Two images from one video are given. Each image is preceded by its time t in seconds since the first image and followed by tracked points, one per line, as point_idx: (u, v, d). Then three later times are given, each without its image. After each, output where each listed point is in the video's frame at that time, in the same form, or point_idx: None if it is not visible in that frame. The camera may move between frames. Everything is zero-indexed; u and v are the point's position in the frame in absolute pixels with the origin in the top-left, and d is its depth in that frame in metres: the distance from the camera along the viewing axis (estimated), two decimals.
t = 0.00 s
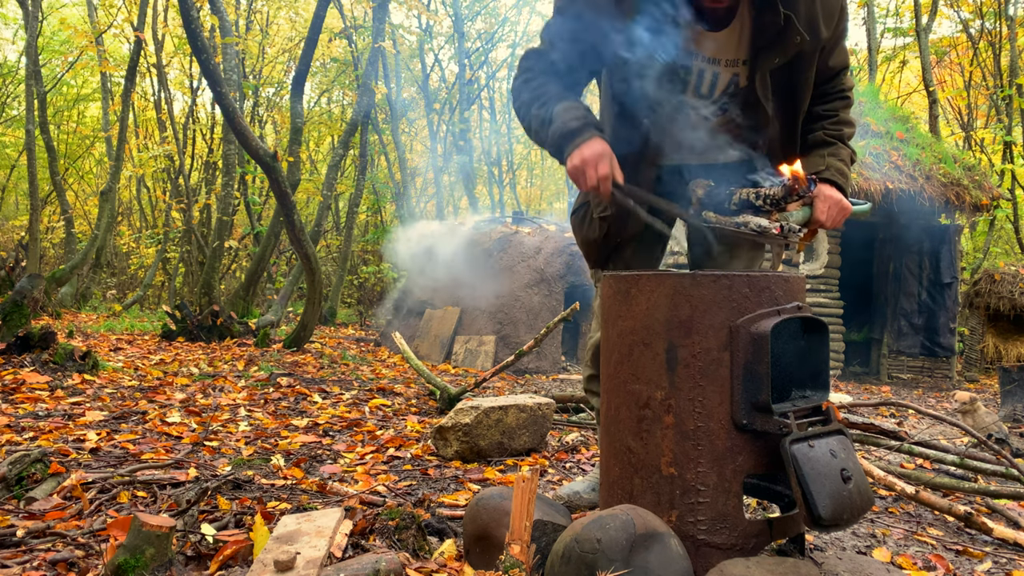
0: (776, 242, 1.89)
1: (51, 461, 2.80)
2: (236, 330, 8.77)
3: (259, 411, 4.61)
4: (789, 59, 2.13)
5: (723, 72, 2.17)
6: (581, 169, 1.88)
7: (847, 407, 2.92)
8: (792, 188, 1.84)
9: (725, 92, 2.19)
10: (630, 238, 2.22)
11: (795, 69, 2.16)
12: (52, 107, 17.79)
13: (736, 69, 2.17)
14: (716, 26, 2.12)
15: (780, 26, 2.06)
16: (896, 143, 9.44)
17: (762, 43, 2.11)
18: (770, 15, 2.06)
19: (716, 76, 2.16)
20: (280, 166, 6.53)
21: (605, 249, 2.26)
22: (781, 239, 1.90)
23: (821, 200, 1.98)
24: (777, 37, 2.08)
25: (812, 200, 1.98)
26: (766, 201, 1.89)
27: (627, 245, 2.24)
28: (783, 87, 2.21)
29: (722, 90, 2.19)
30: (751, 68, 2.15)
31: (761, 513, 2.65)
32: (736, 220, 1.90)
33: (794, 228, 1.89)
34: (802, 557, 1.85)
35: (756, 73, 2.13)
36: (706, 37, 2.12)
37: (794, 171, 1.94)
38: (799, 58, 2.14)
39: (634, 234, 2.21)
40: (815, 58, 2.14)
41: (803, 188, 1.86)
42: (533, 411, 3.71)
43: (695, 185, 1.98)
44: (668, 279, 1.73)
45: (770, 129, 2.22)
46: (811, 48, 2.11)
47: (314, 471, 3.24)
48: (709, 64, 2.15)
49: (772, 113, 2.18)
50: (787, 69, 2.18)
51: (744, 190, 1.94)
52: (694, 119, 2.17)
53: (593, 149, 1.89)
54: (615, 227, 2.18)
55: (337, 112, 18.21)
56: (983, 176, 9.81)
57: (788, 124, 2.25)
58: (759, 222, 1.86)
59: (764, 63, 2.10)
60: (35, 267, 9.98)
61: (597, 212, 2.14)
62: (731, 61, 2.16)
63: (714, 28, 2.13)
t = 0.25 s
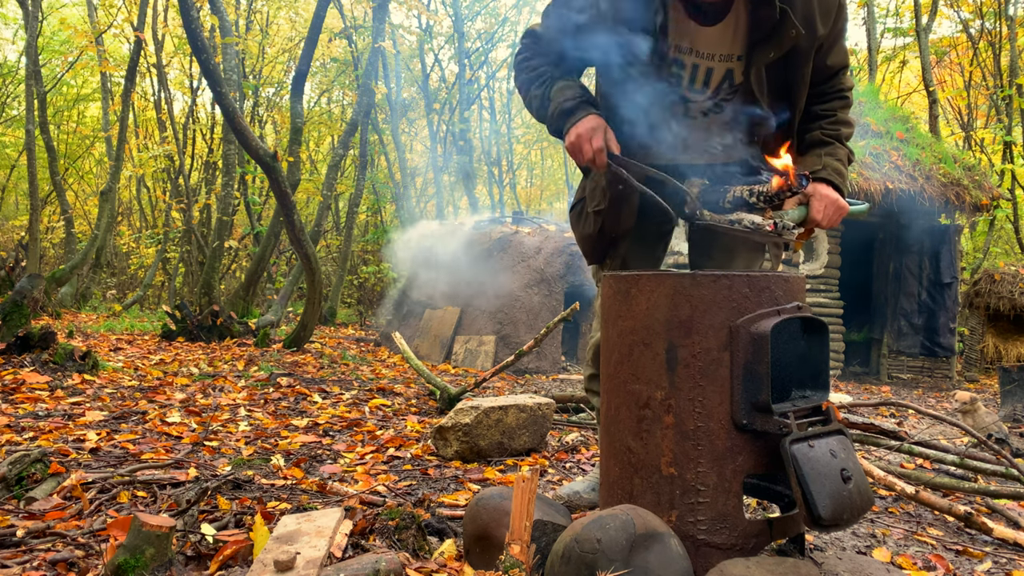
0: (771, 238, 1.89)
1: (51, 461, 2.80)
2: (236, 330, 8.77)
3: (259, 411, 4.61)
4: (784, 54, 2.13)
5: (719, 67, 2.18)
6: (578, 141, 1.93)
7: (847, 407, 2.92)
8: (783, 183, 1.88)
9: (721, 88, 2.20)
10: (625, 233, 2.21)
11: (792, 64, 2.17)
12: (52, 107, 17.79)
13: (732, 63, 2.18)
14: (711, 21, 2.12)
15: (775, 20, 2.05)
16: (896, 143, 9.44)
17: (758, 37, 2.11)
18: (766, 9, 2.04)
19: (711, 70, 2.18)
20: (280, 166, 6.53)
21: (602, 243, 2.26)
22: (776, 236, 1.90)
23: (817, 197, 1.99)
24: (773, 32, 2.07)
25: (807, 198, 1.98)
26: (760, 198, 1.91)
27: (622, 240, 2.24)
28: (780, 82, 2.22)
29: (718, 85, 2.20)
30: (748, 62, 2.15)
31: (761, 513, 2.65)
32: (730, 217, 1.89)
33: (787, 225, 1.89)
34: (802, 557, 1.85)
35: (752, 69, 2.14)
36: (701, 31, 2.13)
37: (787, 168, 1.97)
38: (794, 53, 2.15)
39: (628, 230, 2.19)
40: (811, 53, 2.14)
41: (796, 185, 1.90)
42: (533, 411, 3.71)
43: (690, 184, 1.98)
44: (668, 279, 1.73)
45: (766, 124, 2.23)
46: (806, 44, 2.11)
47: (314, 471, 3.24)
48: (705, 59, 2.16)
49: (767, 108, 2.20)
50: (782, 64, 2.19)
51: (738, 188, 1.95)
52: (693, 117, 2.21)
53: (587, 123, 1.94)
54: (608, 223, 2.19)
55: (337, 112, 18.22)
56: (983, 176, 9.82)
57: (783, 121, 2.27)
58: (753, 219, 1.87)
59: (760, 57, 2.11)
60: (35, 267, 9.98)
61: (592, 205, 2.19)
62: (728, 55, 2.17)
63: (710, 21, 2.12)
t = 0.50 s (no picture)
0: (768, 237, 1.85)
1: (51, 461, 2.80)
2: (236, 330, 8.77)
3: (259, 411, 4.61)
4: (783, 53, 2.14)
5: (717, 66, 2.18)
6: (581, 124, 1.93)
7: (847, 407, 2.92)
8: (778, 182, 1.82)
9: (719, 88, 2.20)
10: (623, 232, 2.19)
11: (791, 63, 2.17)
12: (52, 107, 17.79)
13: (730, 63, 2.18)
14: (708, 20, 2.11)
15: (774, 19, 2.04)
16: (896, 143, 9.45)
17: (757, 36, 2.11)
18: (765, 8, 2.05)
19: (710, 70, 2.18)
20: (280, 166, 6.53)
21: (601, 242, 2.26)
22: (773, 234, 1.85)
23: (817, 197, 1.98)
24: (771, 31, 2.07)
25: (806, 198, 1.98)
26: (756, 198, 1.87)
27: (621, 238, 2.23)
28: (779, 81, 2.22)
29: (716, 85, 2.20)
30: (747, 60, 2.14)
31: (761, 513, 2.65)
32: (727, 218, 1.88)
33: (785, 224, 1.84)
34: (802, 557, 1.85)
35: (750, 68, 2.13)
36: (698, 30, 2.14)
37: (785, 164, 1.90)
38: (792, 52, 2.14)
39: (626, 227, 2.18)
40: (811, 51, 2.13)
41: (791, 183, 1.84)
42: (533, 411, 3.71)
43: (686, 186, 2.02)
44: (668, 279, 1.73)
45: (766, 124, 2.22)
46: (804, 43, 2.11)
47: (314, 471, 3.23)
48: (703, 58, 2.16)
49: (767, 107, 2.19)
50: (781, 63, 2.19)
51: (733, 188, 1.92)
52: (692, 118, 2.22)
53: (592, 106, 1.93)
54: (605, 222, 2.19)
55: (337, 112, 18.22)
56: (983, 176, 9.82)
57: (783, 121, 2.26)
58: (749, 218, 1.83)
59: (759, 56, 2.10)
60: (35, 267, 9.98)
61: (590, 202, 2.20)
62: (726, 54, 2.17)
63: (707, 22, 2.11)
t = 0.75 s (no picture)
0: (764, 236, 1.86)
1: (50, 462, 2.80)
2: (236, 330, 8.77)
3: (259, 411, 4.61)
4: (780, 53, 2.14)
5: (714, 65, 2.19)
6: (586, 125, 1.91)
7: (847, 407, 2.92)
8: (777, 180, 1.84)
9: (717, 88, 2.21)
10: (626, 232, 2.20)
11: (789, 62, 2.17)
12: (52, 107, 17.78)
13: (728, 62, 2.19)
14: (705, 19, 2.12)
15: (772, 18, 2.06)
16: (896, 142, 9.45)
17: (754, 35, 2.12)
18: (763, 7, 2.06)
19: (707, 69, 2.19)
20: (280, 166, 6.53)
21: (603, 242, 2.26)
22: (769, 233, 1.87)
23: (815, 197, 1.99)
24: (769, 30, 2.09)
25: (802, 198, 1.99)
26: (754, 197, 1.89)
27: (623, 238, 2.23)
28: (778, 81, 2.22)
29: (714, 85, 2.21)
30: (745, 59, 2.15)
31: (761, 513, 2.65)
32: (724, 216, 1.88)
33: (781, 224, 1.85)
34: (802, 557, 1.85)
35: (748, 68, 2.13)
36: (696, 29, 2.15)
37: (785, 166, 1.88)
38: (791, 51, 2.15)
39: (629, 226, 2.19)
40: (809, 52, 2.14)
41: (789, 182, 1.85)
42: (533, 410, 3.71)
43: (685, 186, 2.01)
44: (668, 279, 1.73)
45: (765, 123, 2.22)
46: (803, 43, 2.12)
47: (314, 471, 3.24)
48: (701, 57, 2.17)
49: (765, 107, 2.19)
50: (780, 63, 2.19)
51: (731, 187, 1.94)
52: (693, 118, 2.21)
53: (598, 106, 1.92)
54: (608, 220, 2.19)
55: (337, 112, 18.23)
56: (983, 176, 9.82)
57: (781, 121, 2.25)
58: (746, 216, 1.84)
59: (757, 56, 2.11)
60: (35, 267, 9.98)
61: (592, 202, 2.20)
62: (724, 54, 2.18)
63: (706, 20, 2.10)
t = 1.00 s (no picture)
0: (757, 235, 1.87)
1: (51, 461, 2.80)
2: (236, 330, 8.78)
3: (259, 411, 4.61)
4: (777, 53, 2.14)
5: (711, 66, 2.18)
6: (590, 127, 1.92)
7: (847, 407, 2.92)
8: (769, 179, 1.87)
9: (714, 88, 2.20)
10: (628, 232, 2.21)
11: (785, 63, 2.17)
12: (52, 107, 17.78)
13: (726, 62, 2.18)
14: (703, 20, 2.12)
15: (769, 18, 2.07)
16: (896, 143, 9.45)
17: (751, 35, 2.12)
18: (760, 7, 2.05)
19: (705, 69, 2.18)
20: (280, 166, 6.53)
21: (604, 241, 2.26)
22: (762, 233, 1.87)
23: (813, 196, 1.98)
24: (766, 31, 2.10)
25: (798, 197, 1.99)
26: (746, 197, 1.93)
27: (624, 238, 2.23)
28: (774, 82, 2.22)
29: (711, 85, 2.19)
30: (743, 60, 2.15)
31: (761, 513, 2.66)
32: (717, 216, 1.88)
33: (774, 223, 1.86)
34: (802, 557, 1.85)
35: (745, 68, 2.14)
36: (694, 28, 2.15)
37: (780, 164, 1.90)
38: (788, 52, 2.15)
39: (631, 227, 2.19)
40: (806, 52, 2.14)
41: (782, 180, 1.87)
42: (533, 411, 3.71)
43: (679, 186, 2.01)
44: (668, 279, 1.73)
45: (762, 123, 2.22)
46: (800, 43, 2.11)
47: (314, 471, 3.24)
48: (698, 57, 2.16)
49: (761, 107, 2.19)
50: (777, 63, 2.19)
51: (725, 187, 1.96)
52: (692, 118, 2.21)
53: (601, 108, 1.93)
54: (610, 221, 2.20)
55: (337, 112, 18.24)
56: (983, 176, 9.81)
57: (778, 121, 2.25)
58: (739, 216, 1.85)
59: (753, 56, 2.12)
60: (35, 267, 9.97)
61: (594, 202, 2.20)
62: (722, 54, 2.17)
63: (705, 21, 2.09)
